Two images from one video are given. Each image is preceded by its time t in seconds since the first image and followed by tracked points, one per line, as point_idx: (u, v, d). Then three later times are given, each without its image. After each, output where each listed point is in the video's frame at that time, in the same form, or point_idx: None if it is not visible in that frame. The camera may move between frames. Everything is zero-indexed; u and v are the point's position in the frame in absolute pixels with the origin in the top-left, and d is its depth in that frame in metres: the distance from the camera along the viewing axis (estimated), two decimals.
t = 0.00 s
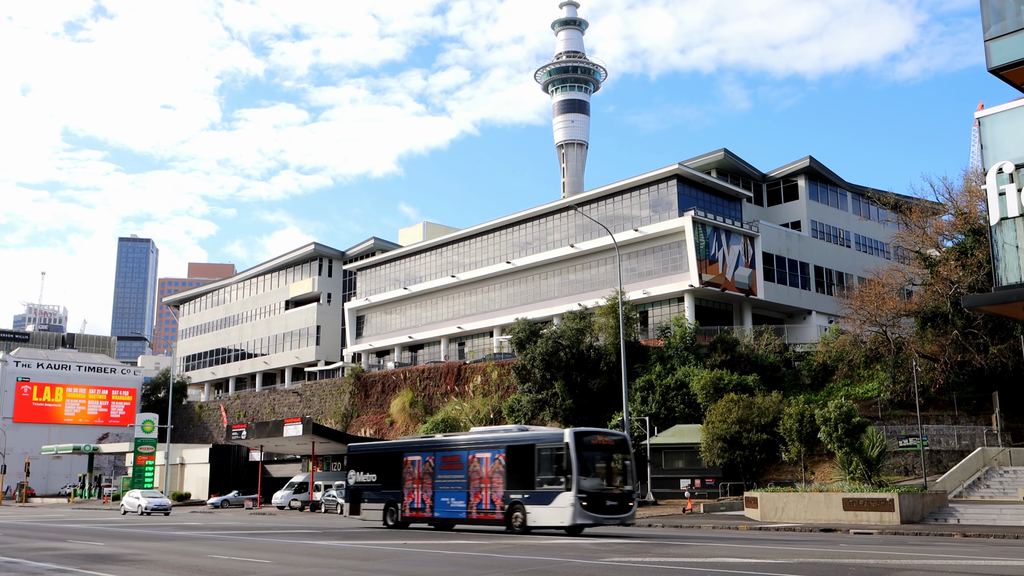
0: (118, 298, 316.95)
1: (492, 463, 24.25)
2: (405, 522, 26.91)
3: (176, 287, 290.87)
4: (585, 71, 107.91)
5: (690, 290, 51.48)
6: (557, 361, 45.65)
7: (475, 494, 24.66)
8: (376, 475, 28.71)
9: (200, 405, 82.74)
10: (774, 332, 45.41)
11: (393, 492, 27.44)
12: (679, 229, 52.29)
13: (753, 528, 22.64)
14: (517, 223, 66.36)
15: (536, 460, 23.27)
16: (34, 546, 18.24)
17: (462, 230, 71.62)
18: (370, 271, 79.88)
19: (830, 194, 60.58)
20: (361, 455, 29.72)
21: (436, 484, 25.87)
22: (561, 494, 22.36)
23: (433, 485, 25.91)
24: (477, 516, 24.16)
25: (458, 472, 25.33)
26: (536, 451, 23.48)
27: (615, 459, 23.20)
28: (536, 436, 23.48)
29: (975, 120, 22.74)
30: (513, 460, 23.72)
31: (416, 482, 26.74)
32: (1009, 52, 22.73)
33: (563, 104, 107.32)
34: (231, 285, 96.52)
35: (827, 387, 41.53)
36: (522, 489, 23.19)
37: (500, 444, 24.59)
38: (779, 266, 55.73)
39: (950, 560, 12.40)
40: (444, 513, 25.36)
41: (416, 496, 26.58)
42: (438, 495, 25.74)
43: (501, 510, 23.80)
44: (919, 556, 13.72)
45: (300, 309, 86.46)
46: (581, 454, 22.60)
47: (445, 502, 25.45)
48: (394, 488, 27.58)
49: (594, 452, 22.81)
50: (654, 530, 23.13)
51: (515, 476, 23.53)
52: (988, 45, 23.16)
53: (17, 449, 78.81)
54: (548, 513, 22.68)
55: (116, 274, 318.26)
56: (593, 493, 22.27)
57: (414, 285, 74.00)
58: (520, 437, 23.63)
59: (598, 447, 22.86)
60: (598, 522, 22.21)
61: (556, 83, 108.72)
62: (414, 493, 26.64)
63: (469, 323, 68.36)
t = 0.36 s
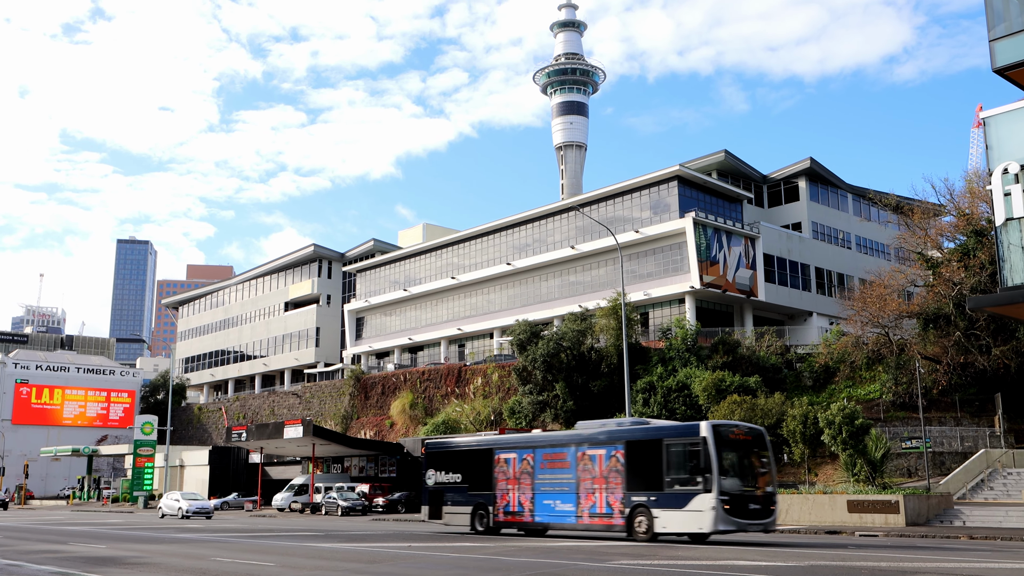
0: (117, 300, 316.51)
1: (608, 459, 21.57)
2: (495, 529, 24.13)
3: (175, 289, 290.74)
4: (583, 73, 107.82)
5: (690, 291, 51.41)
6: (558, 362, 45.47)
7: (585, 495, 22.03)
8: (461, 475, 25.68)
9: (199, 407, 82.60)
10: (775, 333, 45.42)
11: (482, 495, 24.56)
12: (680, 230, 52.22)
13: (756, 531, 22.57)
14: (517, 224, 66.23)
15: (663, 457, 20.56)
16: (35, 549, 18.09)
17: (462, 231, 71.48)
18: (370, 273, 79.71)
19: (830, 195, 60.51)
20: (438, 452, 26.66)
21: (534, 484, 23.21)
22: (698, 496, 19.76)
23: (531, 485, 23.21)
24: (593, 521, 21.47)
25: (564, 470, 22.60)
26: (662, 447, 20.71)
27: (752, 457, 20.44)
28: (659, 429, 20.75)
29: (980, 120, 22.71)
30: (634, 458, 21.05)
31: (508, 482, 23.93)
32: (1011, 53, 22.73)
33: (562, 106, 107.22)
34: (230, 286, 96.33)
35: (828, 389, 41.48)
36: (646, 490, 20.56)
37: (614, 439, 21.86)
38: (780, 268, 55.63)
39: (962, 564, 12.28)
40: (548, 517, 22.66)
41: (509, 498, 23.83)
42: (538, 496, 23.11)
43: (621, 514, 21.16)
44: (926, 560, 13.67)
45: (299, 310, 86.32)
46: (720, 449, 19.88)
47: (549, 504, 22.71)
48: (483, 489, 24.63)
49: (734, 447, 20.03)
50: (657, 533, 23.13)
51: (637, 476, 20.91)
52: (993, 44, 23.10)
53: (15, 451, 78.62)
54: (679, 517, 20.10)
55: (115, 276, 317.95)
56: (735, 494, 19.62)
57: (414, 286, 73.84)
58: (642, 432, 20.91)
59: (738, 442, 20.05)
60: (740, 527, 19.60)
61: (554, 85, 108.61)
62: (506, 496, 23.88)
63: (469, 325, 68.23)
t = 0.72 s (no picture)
0: (115, 302, 316.04)
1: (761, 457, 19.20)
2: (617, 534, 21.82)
3: (174, 290, 290.50)
4: (582, 75, 107.81)
5: (691, 293, 51.36)
6: (559, 363, 45.37)
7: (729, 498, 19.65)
8: (567, 475, 23.45)
9: (198, 408, 82.50)
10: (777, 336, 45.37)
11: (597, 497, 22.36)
12: (680, 232, 52.16)
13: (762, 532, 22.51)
14: (517, 226, 66.13)
15: (832, 455, 18.20)
16: (35, 551, 17.92)
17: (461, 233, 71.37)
18: (369, 274, 79.55)
19: (831, 197, 60.45)
20: (535, 449, 24.45)
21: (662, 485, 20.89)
22: (880, 498, 17.34)
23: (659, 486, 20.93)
24: (740, 527, 19.11)
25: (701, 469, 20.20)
26: (830, 441, 18.29)
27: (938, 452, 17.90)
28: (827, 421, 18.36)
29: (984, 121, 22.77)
30: (790, 456, 18.71)
31: (628, 482, 21.68)
32: (1014, 55, 22.73)
33: (560, 108, 107.19)
34: (230, 288, 96.17)
35: (830, 392, 41.46)
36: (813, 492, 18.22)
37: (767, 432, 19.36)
38: (781, 270, 55.55)
39: (972, 569, 12.17)
40: (682, 521, 20.38)
41: (630, 500, 21.59)
42: (667, 498, 20.76)
43: (775, 519, 18.80)
44: (932, 564, 13.59)
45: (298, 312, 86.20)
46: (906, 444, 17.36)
47: (682, 508, 20.47)
48: (597, 491, 22.45)
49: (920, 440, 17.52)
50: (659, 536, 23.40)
51: (797, 477, 18.56)
52: (997, 45, 23.12)
53: (14, 452, 78.46)
54: (854, 522, 17.69)
55: (114, 277, 317.62)
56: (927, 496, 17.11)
57: (414, 288, 73.68)
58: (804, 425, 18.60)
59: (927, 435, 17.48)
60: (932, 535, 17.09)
61: (553, 86, 108.54)
62: (626, 498, 21.65)
63: (469, 326, 68.08)
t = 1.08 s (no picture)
0: (112, 302, 315.57)
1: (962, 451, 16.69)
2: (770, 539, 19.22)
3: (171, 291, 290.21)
4: (581, 76, 107.76)
5: (691, 294, 51.27)
6: (560, 364, 45.22)
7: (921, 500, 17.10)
8: (701, 473, 20.73)
9: (196, 409, 82.31)
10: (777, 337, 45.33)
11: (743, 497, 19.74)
12: (681, 233, 52.07)
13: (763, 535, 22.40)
14: (516, 227, 65.97)
15: None
16: (35, 553, 17.75)
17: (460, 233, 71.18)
18: (368, 275, 79.34)
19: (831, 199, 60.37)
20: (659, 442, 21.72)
21: (829, 486, 18.36)
22: None
23: (825, 485, 18.39)
24: (942, 534, 16.63)
25: (882, 467, 17.65)
26: None
27: None
28: None
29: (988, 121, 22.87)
30: (1003, 450, 16.14)
31: (784, 481, 19.08)
32: (1019, 55, 22.71)
33: (559, 109, 107.09)
34: (228, 288, 96.02)
35: (832, 394, 41.39)
36: None
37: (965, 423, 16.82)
38: (781, 271, 55.46)
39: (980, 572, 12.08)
40: (856, 528, 17.85)
41: (788, 502, 19.01)
42: (835, 501, 18.25)
43: (985, 526, 16.24)
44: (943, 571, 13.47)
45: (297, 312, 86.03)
46: None
47: (857, 511, 17.85)
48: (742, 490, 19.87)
49: None
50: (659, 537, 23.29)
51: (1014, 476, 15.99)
52: (1001, 45, 23.12)
53: (11, 453, 78.30)
54: None
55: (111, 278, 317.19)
56: None
57: (413, 289, 73.46)
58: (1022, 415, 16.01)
59: None
60: None
61: (552, 87, 108.41)
62: (782, 500, 19.08)
63: (468, 327, 67.88)
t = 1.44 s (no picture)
0: (109, 304, 314.93)
1: None
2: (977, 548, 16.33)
3: (169, 292, 289.97)
4: (579, 77, 107.68)
5: (691, 295, 51.19)
6: (560, 365, 45.07)
7: None
8: (880, 472, 17.85)
9: (194, 410, 82.13)
10: (778, 337, 45.22)
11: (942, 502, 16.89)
12: (681, 234, 51.98)
13: (767, 535, 22.30)
14: (515, 228, 65.80)
15: None
16: (34, 555, 17.62)
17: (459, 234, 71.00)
18: (367, 276, 79.13)
19: (831, 199, 60.30)
20: (816, 437, 19.00)
21: None
22: None
23: None
24: None
25: None
26: None
27: None
28: None
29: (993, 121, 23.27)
30: None
31: (995, 481, 16.17)
32: (1023, 53, 22.79)
33: (557, 110, 106.99)
34: (226, 290, 95.77)
35: (833, 394, 41.29)
36: None
37: None
38: (781, 272, 55.38)
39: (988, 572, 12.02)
40: None
41: (1002, 506, 16.06)
42: None
43: None
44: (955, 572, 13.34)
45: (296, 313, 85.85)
46: None
47: None
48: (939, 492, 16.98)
49: None
50: (662, 537, 23.10)
51: None
52: (1006, 43, 23.17)
53: (9, 454, 78.13)
54: None
55: (108, 279, 316.68)
56: None
57: (412, 290, 73.27)
58: None
59: None
60: None
61: (550, 89, 108.31)
62: (994, 503, 16.15)
63: (468, 328, 67.69)
